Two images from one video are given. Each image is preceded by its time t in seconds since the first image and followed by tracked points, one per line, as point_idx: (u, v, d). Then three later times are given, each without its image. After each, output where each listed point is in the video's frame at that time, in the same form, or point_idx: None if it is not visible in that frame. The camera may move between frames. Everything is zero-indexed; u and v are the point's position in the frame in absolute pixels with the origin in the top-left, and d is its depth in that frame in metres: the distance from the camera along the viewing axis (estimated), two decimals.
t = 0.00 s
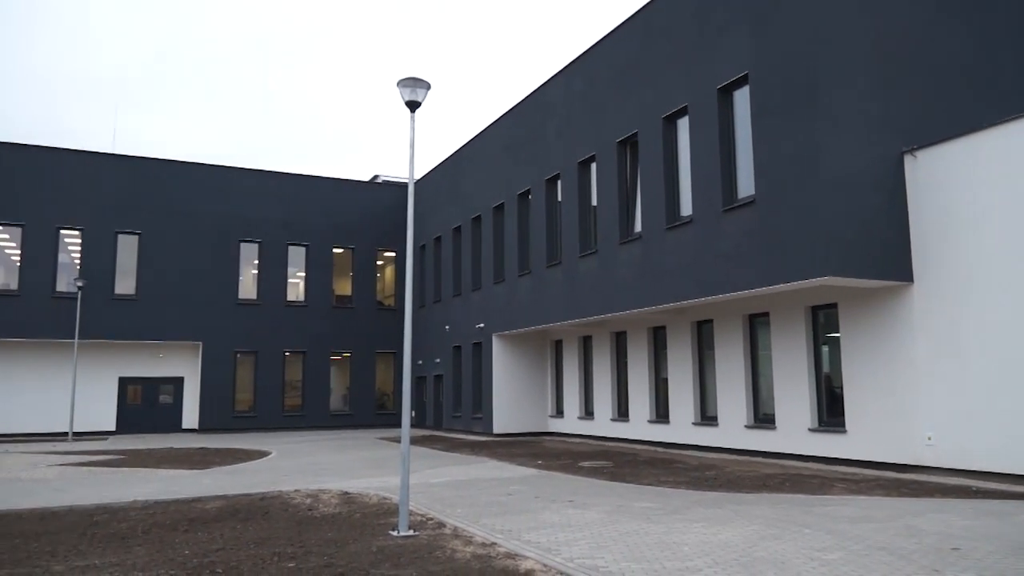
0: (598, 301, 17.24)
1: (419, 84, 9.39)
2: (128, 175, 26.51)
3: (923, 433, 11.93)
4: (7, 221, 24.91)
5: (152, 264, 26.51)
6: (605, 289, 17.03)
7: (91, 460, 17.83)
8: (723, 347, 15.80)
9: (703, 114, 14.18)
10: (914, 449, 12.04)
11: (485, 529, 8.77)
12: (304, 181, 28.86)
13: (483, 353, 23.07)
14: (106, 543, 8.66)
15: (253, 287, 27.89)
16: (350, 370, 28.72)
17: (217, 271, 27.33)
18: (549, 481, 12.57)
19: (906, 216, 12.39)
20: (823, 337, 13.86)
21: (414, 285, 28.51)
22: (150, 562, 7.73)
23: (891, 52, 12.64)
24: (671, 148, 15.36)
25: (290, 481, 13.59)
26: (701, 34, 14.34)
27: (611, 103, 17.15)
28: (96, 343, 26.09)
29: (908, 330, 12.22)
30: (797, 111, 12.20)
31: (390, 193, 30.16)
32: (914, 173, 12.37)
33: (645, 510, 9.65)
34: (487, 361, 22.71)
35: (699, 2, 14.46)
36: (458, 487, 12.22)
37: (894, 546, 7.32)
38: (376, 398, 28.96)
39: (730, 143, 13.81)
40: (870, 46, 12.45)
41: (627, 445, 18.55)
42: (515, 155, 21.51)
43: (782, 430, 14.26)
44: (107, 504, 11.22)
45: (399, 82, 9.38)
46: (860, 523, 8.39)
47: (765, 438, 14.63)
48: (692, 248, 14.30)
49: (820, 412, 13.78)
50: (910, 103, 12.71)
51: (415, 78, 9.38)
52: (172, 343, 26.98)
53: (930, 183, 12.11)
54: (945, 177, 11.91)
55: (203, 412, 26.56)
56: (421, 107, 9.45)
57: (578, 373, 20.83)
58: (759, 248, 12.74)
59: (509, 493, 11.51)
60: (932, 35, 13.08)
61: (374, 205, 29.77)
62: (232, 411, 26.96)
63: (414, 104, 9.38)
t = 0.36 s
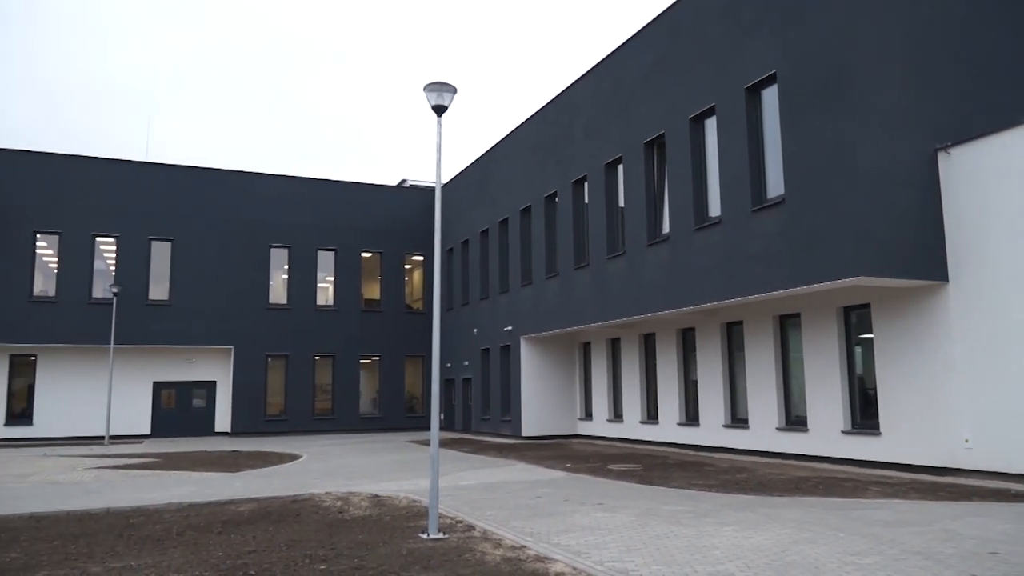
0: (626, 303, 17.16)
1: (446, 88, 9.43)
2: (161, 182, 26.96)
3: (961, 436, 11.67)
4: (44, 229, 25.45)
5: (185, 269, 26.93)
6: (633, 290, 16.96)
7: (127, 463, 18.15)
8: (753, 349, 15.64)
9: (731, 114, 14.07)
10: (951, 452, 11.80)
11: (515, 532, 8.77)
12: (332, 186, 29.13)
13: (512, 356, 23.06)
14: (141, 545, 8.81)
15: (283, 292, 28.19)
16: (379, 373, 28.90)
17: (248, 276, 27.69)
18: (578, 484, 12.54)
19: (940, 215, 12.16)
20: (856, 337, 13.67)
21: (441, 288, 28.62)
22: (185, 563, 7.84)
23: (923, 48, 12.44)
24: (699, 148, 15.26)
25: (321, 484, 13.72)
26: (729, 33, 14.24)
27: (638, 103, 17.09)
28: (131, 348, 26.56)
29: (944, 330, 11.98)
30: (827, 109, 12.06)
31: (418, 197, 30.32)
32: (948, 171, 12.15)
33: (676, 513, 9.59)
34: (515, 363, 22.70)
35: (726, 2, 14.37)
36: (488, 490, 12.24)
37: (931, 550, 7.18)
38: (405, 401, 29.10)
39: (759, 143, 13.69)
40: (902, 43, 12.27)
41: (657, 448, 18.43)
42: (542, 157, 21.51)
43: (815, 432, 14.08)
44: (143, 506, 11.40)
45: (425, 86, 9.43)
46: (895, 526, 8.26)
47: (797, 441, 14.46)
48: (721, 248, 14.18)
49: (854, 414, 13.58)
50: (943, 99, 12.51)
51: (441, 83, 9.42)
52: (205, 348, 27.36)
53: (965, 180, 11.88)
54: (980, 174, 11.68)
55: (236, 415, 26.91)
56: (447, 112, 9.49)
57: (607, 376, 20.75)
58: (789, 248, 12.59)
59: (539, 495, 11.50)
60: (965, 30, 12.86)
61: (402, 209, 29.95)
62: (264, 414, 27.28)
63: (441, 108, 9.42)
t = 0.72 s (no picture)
0: (657, 302, 17.06)
1: (476, 87, 9.44)
2: (196, 184, 27.38)
3: (1000, 436, 11.41)
4: (84, 230, 25.99)
5: (219, 270, 27.32)
6: (663, 289, 16.85)
7: (165, 460, 18.47)
8: (787, 347, 15.45)
9: (763, 110, 13.91)
10: (990, 452, 11.55)
11: (546, 531, 8.76)
12: (363, 186, 29.34)
13: (542, 355, 23.04)
14: (178, 540, 8.96)
15: (315, 291, 28.47)
16: (410, 372, 29.06)
17: (281, 276, 28.02)
18: (610, 484, 12.49)
19: (979, 211, 11.90)
20: (892, 336, 13.44)
21: (471, 287, 28.69)
22: (221, 559, 7.96)
23: (960, 41, 12.19)
24: (731, 145, 15.10)
25: (353, 481, 13.84)
26: (760, 29, 14.08)
27: (668, 100, 16.96)
28: (168, 347, 27.02)
29: (983, 329, 11.72)
30: (861, 104, 11.85)
31: (448, 197, 30.42)
32: (988, 166, 11.89)
33: (709, 513, 9.50)
34: (545, 362, 22.67)
35: None
36: (518, 489, 12.25)
37: (970, 552, 7.04)
38: (436, 399, 29.23)
39: (792, 139, 13.51)
40: (939, 36, 12.03)
41: (688, 447, 18.29)
42: (571, 156, 21.47)
43: (850, 431, 13.87)
44: (180, 503, 11.59)
45: (455, 86, 9.46)
46: (933, 528, 8.10)
47: (831, 441, 14.25)
48: (754, 246, 14.02)
49: (890, 413, 13.36)
50: (981, 93, 12.25)
51: (471, 82, 9.44)
52: (239, 347, 27.75)
53: (1005, 176, 11.62)
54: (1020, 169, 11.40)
55: (269, 413, 27.25)
56: (477, 111, 9.51)
57: (637, 375, 20.65)
58: (823, 245, 12.40)
59: (570, 494, 11.48)
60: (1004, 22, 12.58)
61: (432, 209, 30.07)
62: (297, 413, 27.59)
63: (470, 107, 9.44)
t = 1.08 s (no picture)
0: (686, 300, 16.94)
1: (504, 85, 9.44)
2: (227, 182, 27.73)
3: None
4: (118, 228, 26.45)
5: (249, 267, 27.66)
6: (692, 287, 16.73)
7: (197, 455, 18.74)
8: (817, 346, 15.28)
9: (794, 106, 13.75)
10: None
11: (574, 529, 8.76)
12: (391, 184, 29.50)
13: (569, 353, 22.99)
14: (210, 534, 9.09)
15: (344, 289, 28.70)
16: (437, 369, 29.19)
17: (310, 274, 28.28)
18: (638, 482, 12.45)
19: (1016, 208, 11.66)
20: (926, 335, 13.21)
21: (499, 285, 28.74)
22: (251, 553, 8.06)
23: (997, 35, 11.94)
24: (761, 141, 14.94)
25: (382, 477, 13.95)
26: (792, 24, 13.90)
27: (697, 97, 16.83)
28: (199, 344, 27.42)
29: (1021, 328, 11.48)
30: (894, 100, 11.67)
31: (475, 194, 30.48)
32: None
33: (738, 513, 9.43)
34: (573, 360, 22.63)
35: None
36: (546, 486, 12.26)
37: (1006, 556, 6.90)
38: (463, 396, 29.33)
39: (823, 135, 13.33)
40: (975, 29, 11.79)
41: (717, 446, 18.16)
42: (599, 153, 21.41)
43: (882, 431, 13.68)
44: (212, 497, 11.77)
45: (483, 84, 9.47)
46: (970, 530, 7.96)
47: (863, 441, 14.07)
48: (784, 244, 13.86)
49: (924, 414, 13.14)
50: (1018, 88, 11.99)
51: (499, 80, 9.45)
52: (269, 343, 28.07)
53: None
54: None
55: (299, 409, 27.54)
56: (505, 108, 9.51)
57: (665, 374, 20.54)
58: (855, 243, 12.24)
59: (597, 492, 11.46)
60: None
61: (460, 207, 30.15)
62: (326, 409, 27.85)
63: (499, 105, 9.45)
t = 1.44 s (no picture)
0: (713, 299, 16.81)
1: (531, 83, 9.44)
2: (255, 181, 28.02)
3: None
4: (149, 226, 26.85)
5: (277, 265, 27.93)
6: (720, 285, 16.58)
7: (226, 450, 18.97)
8: (847, 345, 15.09)
9: (824, 101, 13.58)
10: None
11: (600, 528, 8.74)
12: (417, 182, 29.60)
13: (595, 351, 22.93)
14: (240, 529, 9.19)
15: (370, 286, 28.89)
16: (463, 367, 29.28)
17: (337, 271, 28.50)
18: (664, 481, 12.38)
19: None
20: (959, 334, 12.99)
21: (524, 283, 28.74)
22: (280, 547, 8.15)
23: None
24: (790, 138, 14.78)
25: (408, 474, 14.03)
26: (822, 18, 13.73)
27: (725, 93, 16.68)
28: (228, 340, 27.75)
29: None
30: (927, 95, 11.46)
31: (501, 192, 30.49)
32: None
33: (765, 513, 9.35)
34: (598, 358, 22.56)
35: None
36: (571, 485, 12.25)
37: None
38: (488, 394, 29.39)
39: (854, 131, 13.15)
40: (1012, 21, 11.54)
41: (744, 445, 18.01)
42: (625, 150, 21.32)
43: (914, 432, 13.48)
44: (241, 492, 11.92)
45: (510, 82, 9.47)
46: (1004, 533, 7.81)
47: (894, 441, 13.88)
48: (814, 242, 13.69)
49: (956, 414, 12.92)
50: None
51: (526, 77, 9.44)
52: (297, 340, 28.34)
53: None
54: None
55: (326, 406, 27.77)
56: (531, 106, 9.50)
57: (692, 373, 20.40)
58: (887, 241, 12.06)
59: (623, 491, 11.43)
60: None
61: (486, 204, 30.19)
62: (352, 405, 28.06)
63: (525, 102, 9.44)
